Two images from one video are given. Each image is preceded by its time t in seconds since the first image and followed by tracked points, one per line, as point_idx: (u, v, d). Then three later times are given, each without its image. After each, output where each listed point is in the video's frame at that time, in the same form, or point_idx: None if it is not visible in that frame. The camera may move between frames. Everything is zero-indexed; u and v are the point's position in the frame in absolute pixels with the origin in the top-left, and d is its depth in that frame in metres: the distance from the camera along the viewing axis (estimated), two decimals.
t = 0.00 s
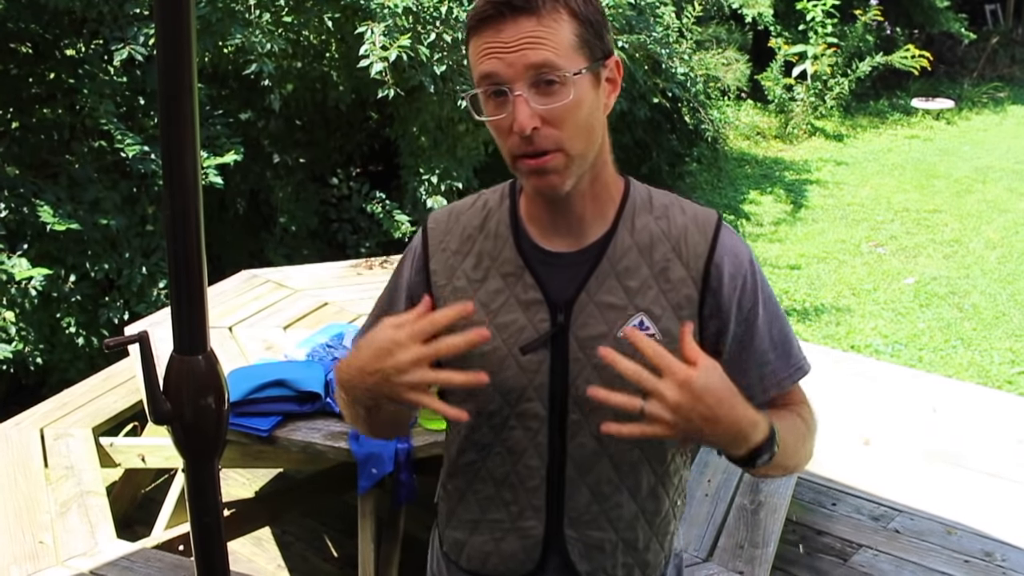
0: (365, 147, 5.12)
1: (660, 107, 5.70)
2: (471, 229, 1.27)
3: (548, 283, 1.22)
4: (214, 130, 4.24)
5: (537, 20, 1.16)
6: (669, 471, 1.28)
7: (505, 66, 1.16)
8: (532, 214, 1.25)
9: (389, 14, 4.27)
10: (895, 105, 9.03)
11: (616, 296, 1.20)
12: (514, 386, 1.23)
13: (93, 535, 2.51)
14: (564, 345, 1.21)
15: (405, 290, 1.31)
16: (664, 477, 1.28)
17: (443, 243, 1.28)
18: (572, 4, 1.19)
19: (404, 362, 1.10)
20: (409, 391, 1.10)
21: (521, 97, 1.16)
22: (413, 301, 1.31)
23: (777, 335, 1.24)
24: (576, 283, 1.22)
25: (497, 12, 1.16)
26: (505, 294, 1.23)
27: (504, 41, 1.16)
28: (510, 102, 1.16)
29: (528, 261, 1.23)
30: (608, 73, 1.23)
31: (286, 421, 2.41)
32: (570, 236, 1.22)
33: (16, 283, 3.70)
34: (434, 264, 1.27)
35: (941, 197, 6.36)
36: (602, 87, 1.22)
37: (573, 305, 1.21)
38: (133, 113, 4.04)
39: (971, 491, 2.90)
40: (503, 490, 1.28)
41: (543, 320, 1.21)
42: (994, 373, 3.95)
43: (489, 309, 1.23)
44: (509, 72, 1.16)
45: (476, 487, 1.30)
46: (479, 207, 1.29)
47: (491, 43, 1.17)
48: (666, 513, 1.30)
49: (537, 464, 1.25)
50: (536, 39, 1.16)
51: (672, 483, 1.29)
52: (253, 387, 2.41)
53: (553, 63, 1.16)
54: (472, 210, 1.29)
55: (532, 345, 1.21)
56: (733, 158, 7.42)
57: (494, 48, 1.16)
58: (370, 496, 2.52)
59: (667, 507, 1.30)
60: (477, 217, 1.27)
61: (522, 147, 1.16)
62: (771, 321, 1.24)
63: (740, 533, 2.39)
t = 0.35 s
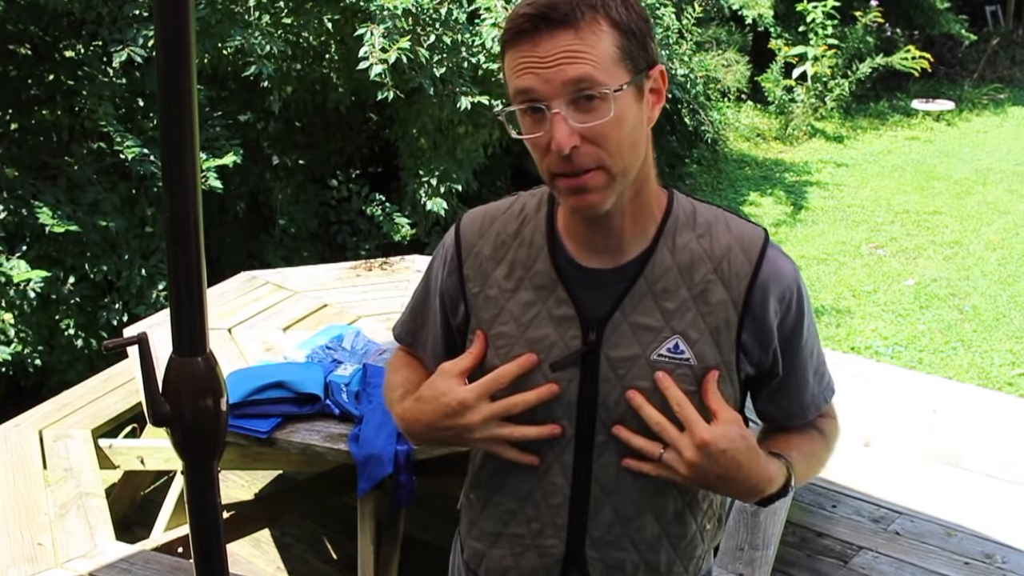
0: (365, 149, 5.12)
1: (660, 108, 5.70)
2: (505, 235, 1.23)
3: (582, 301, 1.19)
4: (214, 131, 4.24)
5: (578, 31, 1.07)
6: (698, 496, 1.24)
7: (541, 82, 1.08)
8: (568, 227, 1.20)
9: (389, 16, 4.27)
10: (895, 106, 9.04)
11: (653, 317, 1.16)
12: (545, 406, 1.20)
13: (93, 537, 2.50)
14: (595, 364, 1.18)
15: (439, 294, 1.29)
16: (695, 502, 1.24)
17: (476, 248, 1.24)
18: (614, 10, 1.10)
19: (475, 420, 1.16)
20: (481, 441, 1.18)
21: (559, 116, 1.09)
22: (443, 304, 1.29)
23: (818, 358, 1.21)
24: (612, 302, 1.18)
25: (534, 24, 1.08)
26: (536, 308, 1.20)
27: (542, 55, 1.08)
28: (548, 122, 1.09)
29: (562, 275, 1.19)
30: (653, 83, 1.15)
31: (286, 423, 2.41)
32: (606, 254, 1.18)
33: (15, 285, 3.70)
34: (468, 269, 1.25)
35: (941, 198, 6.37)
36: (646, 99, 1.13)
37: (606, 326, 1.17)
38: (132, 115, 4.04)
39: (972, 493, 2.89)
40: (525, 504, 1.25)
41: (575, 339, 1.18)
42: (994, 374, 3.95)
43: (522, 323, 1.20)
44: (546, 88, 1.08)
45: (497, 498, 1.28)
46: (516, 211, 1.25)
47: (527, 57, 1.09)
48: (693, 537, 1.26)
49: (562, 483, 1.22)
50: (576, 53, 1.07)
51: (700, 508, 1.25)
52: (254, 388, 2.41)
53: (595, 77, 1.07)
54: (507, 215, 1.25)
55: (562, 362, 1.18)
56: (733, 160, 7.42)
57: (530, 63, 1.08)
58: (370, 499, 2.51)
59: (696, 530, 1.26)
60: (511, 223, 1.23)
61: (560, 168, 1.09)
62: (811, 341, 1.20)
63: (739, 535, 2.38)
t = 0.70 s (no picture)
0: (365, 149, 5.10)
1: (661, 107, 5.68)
2: (525, 244, 1.32)
3: (603, 318, 1.27)
4: (211, 130, 4.21)
5: (598, 56, 1.11)
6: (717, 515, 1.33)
7: (561, 109, 1.13)
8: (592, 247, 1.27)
9: (389, 14, 4.25)
10: (898, 105, 9.02)
11: (675, 337, 1.25)
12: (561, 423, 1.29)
13: (89, 540, 2.47)
14: (614, 382, 1.26)
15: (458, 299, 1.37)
16: (710, 522, 1.33)
17: (497, 254, 1.33)
18: (637, 34, 1.14)
19: (491, 435, 1.24)
20: (497, 455, 1.27)
21: (578, 145, 1.13)
22: (464, 311, 1.38)
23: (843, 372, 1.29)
24: (634, 319, 1.26)
25: (555, 51, 1.12)
26: (556, 322, 1.29)
27: (561, 81, 1.12)
28: (567, 150, 1.14)
29: (583, 290, 1.28)
30: (679, 102, 1.19)
31: (283, 425, 2.38)
32: (630, 271, 1.25)
33: (11, 284, 3.70)
34: (486, 278, 1.33)
35: (944, 197, 6.34)
36: (671, 123, 1.17)
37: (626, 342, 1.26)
38: (130, 113, 3.99)
39: (975, 496, 2.87)
40: (540, 517, 1.35)
41: (595, 357, 1.27)
42: (998, 375, 3.93)
43: (541, 336, 1.29)
44: (566, 116, 1.12)
45: (509, 514, 1.38)
46: (538, 219, 1.33)
47: (546, 81, 1.13)
48: (711, 555, 1.35)
49: (578, 501, 1.32)
50: (596, 80, 1.11)
51: (719, 528, 1.35)
52: (251, 389, 2.39)
53: (614, 108, 1.12)
54: (528, 223, 1.33)
55: (581, 379, 1.27)
56: (735, 159, 7.39)
57: (550, 88, 1.13)
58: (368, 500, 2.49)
59: (713, 549, 1.35)
60: (530, 232, 1.32)
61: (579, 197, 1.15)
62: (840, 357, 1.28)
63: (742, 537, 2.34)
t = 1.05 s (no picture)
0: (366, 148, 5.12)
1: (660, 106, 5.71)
2: (528, 253, 1.38)
3: (600, 336, 1.31)
4: (213, 129, 4.23)
5: (583, 94, 1.13)
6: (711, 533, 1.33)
7: (546, 146, 1.15)
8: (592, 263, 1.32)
9: (389, 14, 4.27)
10: (896, 104, 9.03)
11: (670, 356, 1.28)
12: (558, 436, 1.34)
13: (92, 537, 2.50)
14: (609, 400, 1.30)
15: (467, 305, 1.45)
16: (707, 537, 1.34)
17: (501, 264, 1.39)
18: (624, 69, 1.15)
19: (480, 446, 1.28)
20: (488, 466, 1.31)
21: (561, 182, 1.15)
22: (473, 318, 1.45)
23: (853, 400, 1.26)
24: (629, 338, 1.30)
25: (540, 87, 1.14)
26: (555, 334, 1.34)
27: (545, 118, 1.14)
28: (551, 185, 1.16)
29: (581, 306, 1.33)
30: (672, 134, 1.19)
31: (285, 422, 2.39)
32: (627, 289, 1.29)
33: (14, 282, 3.70)
34: (490, 285, 1.40)
35: (943, 196, 6.36)
36: (662, 155, 1.19)
37: (621, 360, 1.30)
38: (132, 113, 4.04)
39: (974, 493, 2.89)
40: (537, 522, 1.39)
41: (591, 372, 1.32)
42: (996, 373, 3.95)
43: (540, 347, 1.35)
44: (550, 152, 1.15)
45: (512, 513, 1.44)
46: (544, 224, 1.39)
47: (531, 120, 1.16)
48: (711, 568, 1.36)
49: (575, 511, 1.36)
50: (580, 118, 1.13)
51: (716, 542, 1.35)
52: (253, 387, 2.40)
53: (598, 147, 1.14)
54: (533, 232, 1.39)
55: (576, 394, 1.32)
56: (734, 158, 7.40)
57: (535, 127, 1.15)
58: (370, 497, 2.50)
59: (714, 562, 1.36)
60: (535, 242, 1.38)
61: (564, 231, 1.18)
62: (847, 387, 1.26)
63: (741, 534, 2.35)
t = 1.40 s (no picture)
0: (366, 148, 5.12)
1: (660, 106, 5.72)
2: (485, 240, 1.32)
3: (541, 318, 1.23)
4: (213, 129, 4.22)
5: (524, 64, 1.09)
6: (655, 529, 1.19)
7: (487, 114, 1.11)
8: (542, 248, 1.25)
9: (389, 14, 4.28)
10: (896, 104, 9.04)
11: (605, 337, 1.18)
12: (497, 418, 1.24)
13: (92, 536, 2.50)
14: (546, 381, 1.20)
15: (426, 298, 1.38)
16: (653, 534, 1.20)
17: (460, 251, 1.33)
18: (567, 43, 1.11)
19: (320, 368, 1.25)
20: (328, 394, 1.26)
21: (499, 150, 1.11)
22: (432, 309, 1.36)
23: (795, 407, 1.13)
24: (568, 319, 1.21)
25: (482, 57, 1.11)
26: (498, 317, 1.25)
27: (488, 89, 1.11)
28: (490, 154, 1.12)
29: (525, 287, 1.24)
30: (609, 114, 1.15)
31: (285, 422, 2.39)
32: (568, 271, 1.21)
33: (14, 282, 3.70)
34: (449, 272, 1.34)
35: (944, 196, 6.35)
36: (599, 132, 1.13)
37: (556, 340, 1.20)
38: (132, 113, 4.03)
39: (974, 493, 2.89)
40: (480, 512, 1.29)
41: (529, 354, 1.22)
42: (996, 373, 3.94)
43: (484, 331, 1.26)
44: (491, 121, 1.11)
45: (464, 505, 1.33)
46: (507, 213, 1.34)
47: (471, 88, 1.12)
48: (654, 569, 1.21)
49: (514, 498, 1.24)
50: (523, 90, 1.10)
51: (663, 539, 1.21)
52: (253, 387, 2.40)
53: (536, 115, 1.09)
54: (496, 219, 1.33)
55: (518, 375, 1.22)
56: (734, 158, 7.41)
57: (474, 95, 1.12)
58: (370, 497, 2.49)
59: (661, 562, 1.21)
60: (494, 230, 1.32)
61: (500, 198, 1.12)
62: (783, 388, 1.12)
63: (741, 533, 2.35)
